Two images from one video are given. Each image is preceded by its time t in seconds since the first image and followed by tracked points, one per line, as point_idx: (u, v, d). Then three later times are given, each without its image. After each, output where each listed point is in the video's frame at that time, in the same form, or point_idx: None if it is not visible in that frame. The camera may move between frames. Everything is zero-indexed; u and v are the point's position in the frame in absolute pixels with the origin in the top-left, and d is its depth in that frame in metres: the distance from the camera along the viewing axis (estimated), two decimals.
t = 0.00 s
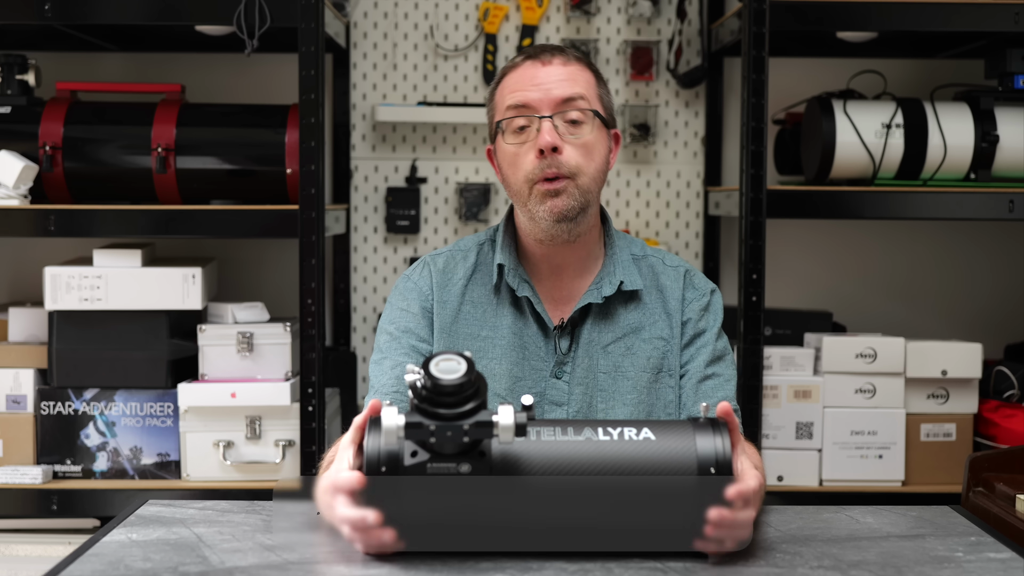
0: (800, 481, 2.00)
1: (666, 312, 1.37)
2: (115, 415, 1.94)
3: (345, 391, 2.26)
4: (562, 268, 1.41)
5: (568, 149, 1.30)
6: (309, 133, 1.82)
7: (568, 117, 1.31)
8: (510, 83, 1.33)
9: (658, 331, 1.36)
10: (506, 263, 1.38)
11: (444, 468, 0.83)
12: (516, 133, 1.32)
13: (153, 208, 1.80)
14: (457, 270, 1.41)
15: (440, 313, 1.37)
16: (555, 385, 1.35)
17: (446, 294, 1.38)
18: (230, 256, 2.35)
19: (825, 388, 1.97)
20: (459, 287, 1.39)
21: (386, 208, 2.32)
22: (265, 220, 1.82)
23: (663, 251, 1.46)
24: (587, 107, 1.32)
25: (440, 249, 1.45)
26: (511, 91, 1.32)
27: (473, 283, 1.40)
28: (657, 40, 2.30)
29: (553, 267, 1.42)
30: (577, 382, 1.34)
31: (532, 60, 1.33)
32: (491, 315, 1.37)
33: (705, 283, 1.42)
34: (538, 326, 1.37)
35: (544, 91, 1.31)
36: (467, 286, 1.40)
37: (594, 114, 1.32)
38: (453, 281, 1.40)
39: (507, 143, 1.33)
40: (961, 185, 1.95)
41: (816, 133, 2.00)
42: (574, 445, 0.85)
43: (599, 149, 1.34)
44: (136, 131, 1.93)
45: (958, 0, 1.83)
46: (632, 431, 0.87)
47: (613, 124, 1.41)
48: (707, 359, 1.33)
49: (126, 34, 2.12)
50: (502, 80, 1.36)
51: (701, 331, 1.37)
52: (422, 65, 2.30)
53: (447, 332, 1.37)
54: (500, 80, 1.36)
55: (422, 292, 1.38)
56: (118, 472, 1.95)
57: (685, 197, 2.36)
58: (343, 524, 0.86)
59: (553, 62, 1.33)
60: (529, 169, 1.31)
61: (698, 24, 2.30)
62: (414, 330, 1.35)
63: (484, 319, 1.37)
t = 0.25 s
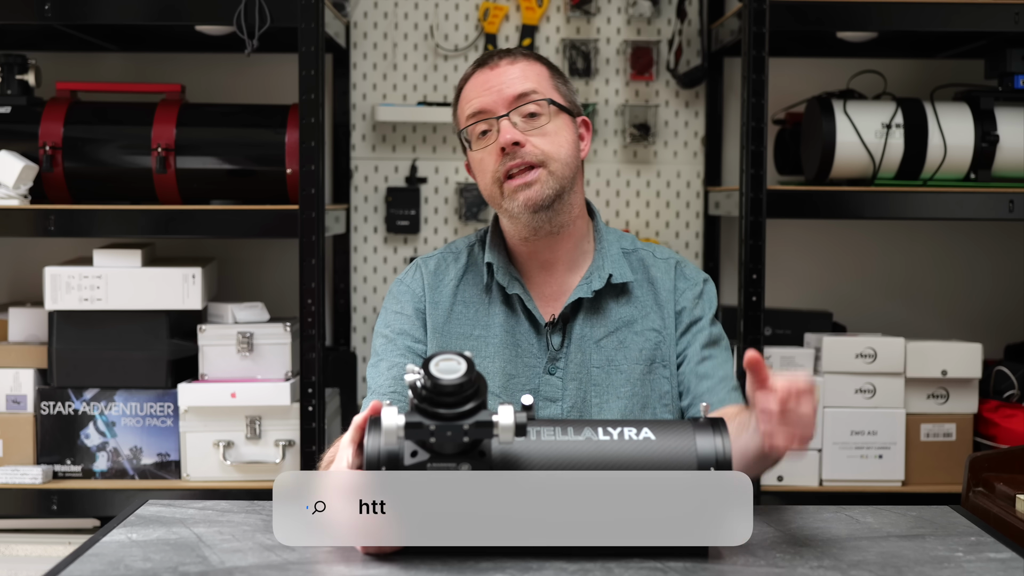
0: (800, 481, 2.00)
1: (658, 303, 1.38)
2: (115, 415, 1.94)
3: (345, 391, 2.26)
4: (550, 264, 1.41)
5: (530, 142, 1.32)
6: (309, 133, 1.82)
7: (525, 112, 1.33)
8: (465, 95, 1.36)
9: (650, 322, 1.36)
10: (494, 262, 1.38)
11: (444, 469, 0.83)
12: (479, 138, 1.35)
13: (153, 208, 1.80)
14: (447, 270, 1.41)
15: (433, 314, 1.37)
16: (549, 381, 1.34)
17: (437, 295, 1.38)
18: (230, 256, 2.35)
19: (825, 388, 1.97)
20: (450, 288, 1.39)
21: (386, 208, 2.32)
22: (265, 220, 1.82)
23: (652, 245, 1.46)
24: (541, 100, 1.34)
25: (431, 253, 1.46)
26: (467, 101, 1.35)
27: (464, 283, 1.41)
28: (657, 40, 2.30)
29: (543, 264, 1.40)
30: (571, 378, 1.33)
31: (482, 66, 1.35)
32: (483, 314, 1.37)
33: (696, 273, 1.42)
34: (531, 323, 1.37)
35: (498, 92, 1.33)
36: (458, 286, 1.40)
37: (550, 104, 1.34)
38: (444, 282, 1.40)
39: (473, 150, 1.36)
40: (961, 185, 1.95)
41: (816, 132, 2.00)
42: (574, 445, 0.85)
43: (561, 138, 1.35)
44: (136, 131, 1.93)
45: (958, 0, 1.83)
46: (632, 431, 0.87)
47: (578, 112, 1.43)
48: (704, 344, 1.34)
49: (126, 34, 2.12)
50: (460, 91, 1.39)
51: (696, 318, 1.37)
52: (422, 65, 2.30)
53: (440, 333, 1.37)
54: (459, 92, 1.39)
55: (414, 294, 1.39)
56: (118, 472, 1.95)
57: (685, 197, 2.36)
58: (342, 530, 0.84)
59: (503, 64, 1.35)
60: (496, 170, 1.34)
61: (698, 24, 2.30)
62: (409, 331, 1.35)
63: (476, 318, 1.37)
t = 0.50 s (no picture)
0: (800, 481, 2.00)
1: (645, 284, 1.38)
2: (115, 415, 1.94)
3: (345, 391, 2.26)
4: (542, 265, 1.40)
5: (517, 145, 1.31)
6: (309, 133, 1.82)
7: (511, 115, 1.32)
8: (448, 103, 1.36)
9: (639, 304, 1.36)
10: (483, 261, 1.39)
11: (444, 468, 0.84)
12: (466, 144, 1.34)
13: (153, 208, 1.80)
14: (438, 272, 1.42)
15: (426, 316, 1.37)
16: (546, 375, 1.34)
17: (429, 297, 1.39)
18: (230, 256, 2.35)
19: (825, 388, 1.97)
20: (442, 289, 1.39)
21: (386, 208, 2.32)
22: (265, 220, 1.82)
23: (635, 231, 1.48)
24: (526, 101, 1.32)
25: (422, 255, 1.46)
26: (452, 107, 1.34)
27: (455, 284, 1.41)
28: (657, 40, 2.30)
29: (534, 265, 1.40)
30: (568, 370, 1.33)
31: (464, 72, 1.34)
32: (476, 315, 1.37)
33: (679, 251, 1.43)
34: (523, 320, 1.37)
35: (482, 97, 1.32)
36: (450, 287, 1.40)
37: (535, 106, 1.33)
38: (435, 284, 1.40)
39: (461, 156, 1.35)
40: (962, 185, 1.95)
41: (816, 132, 2.00)
42: (575, 445, 0.85)
43: (548, 138, 1.34)
44: (136, 131, 1.93)
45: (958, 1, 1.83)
46: (632, 431, 0.87)
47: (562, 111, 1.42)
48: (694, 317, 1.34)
49: (126, 34, 2.12)
50: (443, 98, 1.38)
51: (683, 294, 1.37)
52: (422, 65, 2.30)
53: (434, 335, 1.37)
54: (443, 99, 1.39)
55: (407, 296, 1.39)
56: (118, 472, 1.95)
57: (685, 197, 2.36)
58: (344, 530, 0.84)
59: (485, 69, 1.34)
60: (486, 174, 1.32)
61: (698, 24, 2.30)
62: (404, 333, 1.35)
63: (469, 319, 1.37)
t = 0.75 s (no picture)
0: (800, 481, 2.00)
1: (633, 277, 1.38)
2: (115, 415, 1.94)
3: (345, 391, 2.26)
4: (537, 264, 1.41)
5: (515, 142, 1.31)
6: (309, 133, 1.82)
7: (508, 112, 1.33)
8: (446, 101, 1.37)
9: (630, 297, 1.36)
10: (478, 261, 1.39)
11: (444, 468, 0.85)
12: (463, 141, 1.35)
13: (153, 208, 1.80)
14: (435, 273, 1.42)
15: (423, 316, 1.37)
16: (543, 373, 1.34)
17: (426, 297, 1.39)
18: (230, 256, 2.35)
19: (825, 388, 1.97)
20: (439, 289, 1.40)
21: (386, 208, 2.32)
22: (264, 220, 1.82)
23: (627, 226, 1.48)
24: (524, 99, 1.33)
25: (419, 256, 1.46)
26: (449, 106, 1.36)
27: (452, 284, 1.41)
28: (657, 40, 2.30)
29: (529, 263, 1.41)
30: (564, 367, 1.33)
31: (461, 70, 1.36)
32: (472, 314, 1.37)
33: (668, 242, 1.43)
34: (520, 319, 1.37)
35: (479, 95, 1.33)
36: (447, 287, 1.40)
37: (532, 103, 1.33)
38: (432, 285, 1.40)
39: (458, 153, 1.36)
40: (962, 185, 1.95)
41: (816, 132, 2.00)
42: (574, 445, 0.85)
43: (545, 136, 1.34)
44: (136, 131, 1.93)
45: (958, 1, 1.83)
46: (632, 431, 0.87)
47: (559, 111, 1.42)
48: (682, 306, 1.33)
49: (126, 34, 2.12)
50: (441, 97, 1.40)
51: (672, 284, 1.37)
52: (422, 65, 2.30)
53: (433, 335, 1.37)
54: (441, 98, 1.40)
55: (404, 297, 1.39)
56: (118, 472, 1.95)
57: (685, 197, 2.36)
58: (344, 529, 0.84)
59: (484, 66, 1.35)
60: (482, 171, 1.33)
61: (698, 24, 2.30)
62: (402, 334, 1.35)
63: (466, 319, 1.37)
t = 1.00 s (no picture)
0: (800, 481, 2.00)
1: (631, 279, 1.38)
2: (115, 415, 1.94)
3: (345, 391, 2.26)
4: (537, 265, 1.40)
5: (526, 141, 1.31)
6: (309, 133, 1.82)
7: (520, 111, 1.32)
8: (456, 95, 1.36)
9: (629, 299, 1.36)
10: (477, 260, 1.39)
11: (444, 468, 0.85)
12: (473, 136, 1.34)
13: (153, 208, 1.80)
14: (434, 274, 1.42)
15: (422, 316, 1.37)
16: (541, 374, 1.34)
17: (425, 298, 1.39)
18: (230, 256, 2.35)
19: (825, 388, 1.97)
20: (437, 290, 1.40)
21: (386, 208, 2.32)
22: (264, 220, 1.82)
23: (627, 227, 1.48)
24: (537, 99, 1.33)
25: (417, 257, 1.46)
26: (460, 100, 1.35)
27: (451, 284, 1.41)
28: (657, 40, 2.30)
29: (528, 264, 1.41)
30: (562, 369, 1.33)
31: (473, 65, 1.35)
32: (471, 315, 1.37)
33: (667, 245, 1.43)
34: (518, 320, 1.36)
35: (492, 92, 1.33)
36: (445, 287, 1.40)
37: (546, 104, 1.34)
38: (430, 286, 1.40)
39: (467, 149, 1.36)
40: (962, 185, 1.95)
41: (816, 132, 2.00)
42: (574, 445, 0.85)
43: (557, 138, 1.35)
44: (136, 131, 1.93)
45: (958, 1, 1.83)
46: (632, 431, 0.87)
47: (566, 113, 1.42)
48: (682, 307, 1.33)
49: (125, 34, 2.12)
50: (450, 91, 1.39)
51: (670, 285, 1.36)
52: (422, 65, 2.30)
53: (431, 335, 1.37)
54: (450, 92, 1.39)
55: (403, 297, 1.39)
56: (118, 472, 1.95)
57: (685, 197, 2.36)
58: (343, 528, 0.84)
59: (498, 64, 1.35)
60: (492, 168, 1.33)
61: (698, 24, 2.30)
62: (400, 334, 1.35)
63: (465, 319, 1.37)
